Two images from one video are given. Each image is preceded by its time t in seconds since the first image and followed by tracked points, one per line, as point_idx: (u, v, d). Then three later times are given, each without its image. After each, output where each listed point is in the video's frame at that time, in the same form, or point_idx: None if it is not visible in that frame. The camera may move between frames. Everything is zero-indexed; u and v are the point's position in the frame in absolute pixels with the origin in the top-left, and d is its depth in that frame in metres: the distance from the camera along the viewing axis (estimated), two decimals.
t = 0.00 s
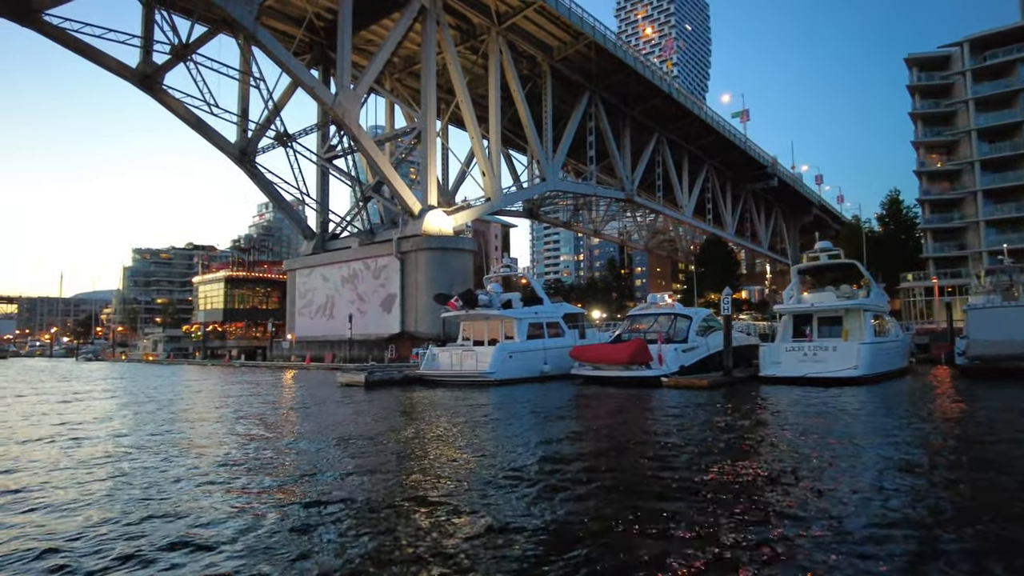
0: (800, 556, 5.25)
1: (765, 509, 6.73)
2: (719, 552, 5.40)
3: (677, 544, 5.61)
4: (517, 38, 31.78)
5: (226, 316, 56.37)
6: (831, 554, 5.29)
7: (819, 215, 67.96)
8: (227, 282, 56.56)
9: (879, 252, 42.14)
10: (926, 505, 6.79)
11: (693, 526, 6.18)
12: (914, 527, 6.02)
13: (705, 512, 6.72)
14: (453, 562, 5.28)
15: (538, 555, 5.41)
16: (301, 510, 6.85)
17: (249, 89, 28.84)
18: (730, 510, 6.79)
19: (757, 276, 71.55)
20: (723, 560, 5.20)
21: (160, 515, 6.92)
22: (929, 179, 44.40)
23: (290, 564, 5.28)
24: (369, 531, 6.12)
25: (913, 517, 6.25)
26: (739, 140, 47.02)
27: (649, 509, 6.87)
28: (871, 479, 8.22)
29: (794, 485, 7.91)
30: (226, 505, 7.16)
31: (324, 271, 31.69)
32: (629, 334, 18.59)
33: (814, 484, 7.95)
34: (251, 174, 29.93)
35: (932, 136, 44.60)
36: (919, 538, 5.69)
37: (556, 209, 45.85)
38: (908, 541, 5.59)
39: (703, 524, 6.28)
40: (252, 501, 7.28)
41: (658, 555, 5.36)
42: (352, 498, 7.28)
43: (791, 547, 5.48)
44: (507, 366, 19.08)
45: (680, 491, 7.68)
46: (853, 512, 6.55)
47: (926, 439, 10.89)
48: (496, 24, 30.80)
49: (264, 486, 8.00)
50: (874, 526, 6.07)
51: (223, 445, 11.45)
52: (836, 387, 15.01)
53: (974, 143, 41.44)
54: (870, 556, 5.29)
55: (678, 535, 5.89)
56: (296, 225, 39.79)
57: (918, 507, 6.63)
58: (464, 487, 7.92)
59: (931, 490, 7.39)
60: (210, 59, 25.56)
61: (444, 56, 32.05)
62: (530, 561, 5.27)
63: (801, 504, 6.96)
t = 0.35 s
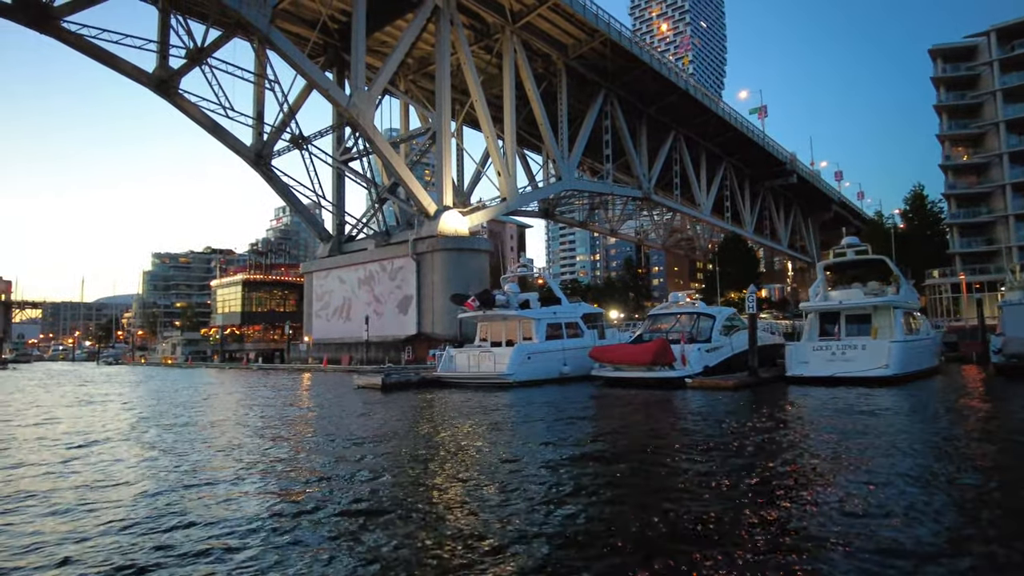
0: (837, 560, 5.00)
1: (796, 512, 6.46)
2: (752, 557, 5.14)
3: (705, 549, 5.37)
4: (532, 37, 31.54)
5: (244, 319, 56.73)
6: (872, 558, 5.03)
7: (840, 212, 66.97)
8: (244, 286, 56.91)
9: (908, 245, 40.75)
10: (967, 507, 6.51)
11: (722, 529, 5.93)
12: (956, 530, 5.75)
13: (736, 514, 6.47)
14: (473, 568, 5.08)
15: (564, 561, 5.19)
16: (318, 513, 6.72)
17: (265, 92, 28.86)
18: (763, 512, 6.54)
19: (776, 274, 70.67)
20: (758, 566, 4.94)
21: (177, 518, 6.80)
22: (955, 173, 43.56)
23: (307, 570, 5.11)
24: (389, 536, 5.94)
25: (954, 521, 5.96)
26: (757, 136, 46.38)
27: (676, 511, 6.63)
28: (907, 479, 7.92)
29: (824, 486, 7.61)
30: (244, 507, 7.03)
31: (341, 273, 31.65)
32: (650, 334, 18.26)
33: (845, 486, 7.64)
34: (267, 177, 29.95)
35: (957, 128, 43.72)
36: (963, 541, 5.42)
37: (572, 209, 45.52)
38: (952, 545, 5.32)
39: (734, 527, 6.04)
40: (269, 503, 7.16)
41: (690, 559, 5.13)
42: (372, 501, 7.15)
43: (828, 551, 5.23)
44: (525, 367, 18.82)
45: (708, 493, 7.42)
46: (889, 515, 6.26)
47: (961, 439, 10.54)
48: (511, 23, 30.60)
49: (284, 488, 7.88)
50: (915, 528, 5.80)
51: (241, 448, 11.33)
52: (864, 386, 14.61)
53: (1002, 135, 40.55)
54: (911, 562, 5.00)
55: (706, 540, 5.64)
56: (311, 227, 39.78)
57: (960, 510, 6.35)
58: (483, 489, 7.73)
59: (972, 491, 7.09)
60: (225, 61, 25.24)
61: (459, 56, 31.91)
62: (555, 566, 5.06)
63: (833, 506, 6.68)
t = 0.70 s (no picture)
0: (878, 567, 4.72)
1: (830, 514, 6.15)
2: (785, 561, 4.88)
3: (736, 554, 5.08)
4: (545, 35, 31.27)
5: (259, 321, 56.98)
6: (915, 564, 4.75)
7: (858, 210, 66.05)
8: (259, 287, 57.16)
9: (936, 235, 40.10)
10: (1011, 511, 6.18)
11: (753, 533, 5.66)
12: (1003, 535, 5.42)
13: (767, 517, 6.18)
14: (492, 571, 4.86)
15: (587, 564, 4.95)
16: (331, 514, 6.52)
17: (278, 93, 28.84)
18: (794, 514, 6.26)
19: (794, 273, 69.85)
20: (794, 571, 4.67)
21: (188, 520, 6.64)
22: (979, 168, 42.70)
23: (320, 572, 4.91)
24: (404, 538, 5.72)
25: (1000, 526, 5.65)
26: (774, 133, 45.78)
27: (704, 514, 6.35)
28: (945, 481, 7.58)
29: (859, 488, 7.26)
30: (256, 509, 6.86)
31: (355, 273, 31.55)
32: (670, 334, 17.92)
33: (881, 488, 7.29)
34: (281, 178, 29.92)
35: (981, 122, 42.87)
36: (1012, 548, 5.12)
37: (587, 208, 45.18)
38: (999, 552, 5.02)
39: (765, 531, 5.75)
40: (282, 504, 6.98)
41: (721, 564, 4.87)
42: (387, 503, 6.94)
43: (868, 557, 4.95)
44: (543, 368, 18.56)
45: (735, 495, 7.14)
46: (929, 519, 5.94)
47: (998, 440, 10.14)
48: (524, 21, 30.36)
49: (297, 489, 7.70)
50: (959, 534, 5.49)
51: (255, 450, 11.18)
52: (893, 386, 14.21)
53: None
54: (961, 572, 4.69)
55: (738, 543, 5.39)
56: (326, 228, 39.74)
57: (1005, 514, 6.02)
58: (501, 491, 7.49)
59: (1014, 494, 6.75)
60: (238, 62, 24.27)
61: (472, 55, 31.72)
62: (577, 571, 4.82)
63: (870, 508, 6.33)
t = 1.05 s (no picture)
0: None
1: (871, 522, 5.84)
2: (830, 569, 4.63)
3: (774, 562, 4.85)
4: (565, 34, 31.02)
5: (281, 322, 57.38)
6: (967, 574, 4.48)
7: (885, 210, 64.81)
8: (280, 288, 57.55)
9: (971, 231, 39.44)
10: None
11: (790, 540, 5.37)
12: None
13: (803, 523, 5.92)
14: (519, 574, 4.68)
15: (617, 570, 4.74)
16: (352, 515, 6.37)
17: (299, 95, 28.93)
18: (833, 521, 5.98)
19: (818, 274, 68.74)
20: None
21: (208, 520, 6.54)
22: (1012, 165, 41.55)
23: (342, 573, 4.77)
24: (426, 540, 5.55)
25: None
26: (798, 131, 45.02)
27: (738, 520, 6.10)
28: (990, 488, 7.24)
29: (898, 494, 6.96)
30: (276, 509, 6.74)
31: (375, 274, 31.53)
32: (697, 335, 17.56)
33: (922, 494, 6.99)
34: (301, 179, 30.00)
35: (1014, 118, 41.75)
36: None
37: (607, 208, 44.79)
38: None
39: (804, 537, 5.50)
40: (302, 505, 6.85)
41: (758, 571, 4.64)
42: (408, 505, 6.77)
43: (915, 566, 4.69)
44: (566, 370, 18.30)
45: (769, 500, 6.86)
46: (977, 527, 5.65)
47: None
48: (544, 20, 30.13)
49: (316, 491, 7.57)
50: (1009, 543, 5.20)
51: (276, 451, 11.09)
52: (929, 389, 13.76)
53: None
54: None
55: (774, 552, 5.11)
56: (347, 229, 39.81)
57: None
58: (525, 494, 7.29)
59: None
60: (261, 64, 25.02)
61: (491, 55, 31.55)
62: None
63: (912, 516, 6.04)
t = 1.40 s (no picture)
0: None
1: (925, 529, 5.46)
2: None
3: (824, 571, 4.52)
4: (588, 29, 30.64)
5: (306, 322, 57.85)
6: None
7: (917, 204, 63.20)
8: (306, 289, 58.00)
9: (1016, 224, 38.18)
10: None
11: (836, 549, 5.01)
12: None
13: (852, 529, 5.56)
14: None
15: None
16: (374, 516, 6.16)
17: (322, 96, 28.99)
18: (884, 526, 5.61)
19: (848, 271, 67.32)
20: None
21: (229, 520, 6.39)
22: None
23: None
24: (452, 541, 5.32)
25: None
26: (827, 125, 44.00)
27: (780, 524, 5.76)
28: None
29: (951, 499, 6.54)
30: (298, 509, 6.57)
31: (399, 274, 31.46)
32: (729, 334, 17.07)
33: (978, 499, 6.56)
34: (325, 180, 30.06)
35: None
36: None
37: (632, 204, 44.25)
38: None
39: (854, 544, 5.15)
40: (324, 505, 6.67)
41: None
42: (432, 506, 6.53)
43: None
44: (594, 370, 17.93)
45: (810, 503, 6.53)
46: None
47: None
48: (566, 16, 29.78)
49: (338, 491, 7.37)
50: None
51: (299, 451, 10.97)
52: (974, 389, 13.15)
53: None
54: None
55: (822, 561, 4.75)
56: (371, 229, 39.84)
57: None
58: (555, 495, 7.02)
59: None
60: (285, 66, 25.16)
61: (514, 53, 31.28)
62: None
63: (970, 522, 5.64)
